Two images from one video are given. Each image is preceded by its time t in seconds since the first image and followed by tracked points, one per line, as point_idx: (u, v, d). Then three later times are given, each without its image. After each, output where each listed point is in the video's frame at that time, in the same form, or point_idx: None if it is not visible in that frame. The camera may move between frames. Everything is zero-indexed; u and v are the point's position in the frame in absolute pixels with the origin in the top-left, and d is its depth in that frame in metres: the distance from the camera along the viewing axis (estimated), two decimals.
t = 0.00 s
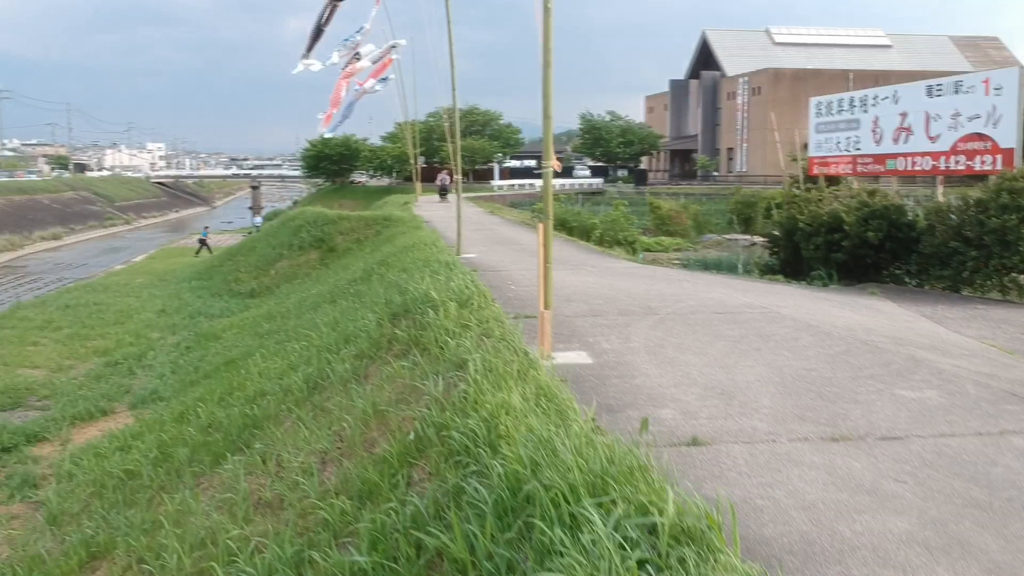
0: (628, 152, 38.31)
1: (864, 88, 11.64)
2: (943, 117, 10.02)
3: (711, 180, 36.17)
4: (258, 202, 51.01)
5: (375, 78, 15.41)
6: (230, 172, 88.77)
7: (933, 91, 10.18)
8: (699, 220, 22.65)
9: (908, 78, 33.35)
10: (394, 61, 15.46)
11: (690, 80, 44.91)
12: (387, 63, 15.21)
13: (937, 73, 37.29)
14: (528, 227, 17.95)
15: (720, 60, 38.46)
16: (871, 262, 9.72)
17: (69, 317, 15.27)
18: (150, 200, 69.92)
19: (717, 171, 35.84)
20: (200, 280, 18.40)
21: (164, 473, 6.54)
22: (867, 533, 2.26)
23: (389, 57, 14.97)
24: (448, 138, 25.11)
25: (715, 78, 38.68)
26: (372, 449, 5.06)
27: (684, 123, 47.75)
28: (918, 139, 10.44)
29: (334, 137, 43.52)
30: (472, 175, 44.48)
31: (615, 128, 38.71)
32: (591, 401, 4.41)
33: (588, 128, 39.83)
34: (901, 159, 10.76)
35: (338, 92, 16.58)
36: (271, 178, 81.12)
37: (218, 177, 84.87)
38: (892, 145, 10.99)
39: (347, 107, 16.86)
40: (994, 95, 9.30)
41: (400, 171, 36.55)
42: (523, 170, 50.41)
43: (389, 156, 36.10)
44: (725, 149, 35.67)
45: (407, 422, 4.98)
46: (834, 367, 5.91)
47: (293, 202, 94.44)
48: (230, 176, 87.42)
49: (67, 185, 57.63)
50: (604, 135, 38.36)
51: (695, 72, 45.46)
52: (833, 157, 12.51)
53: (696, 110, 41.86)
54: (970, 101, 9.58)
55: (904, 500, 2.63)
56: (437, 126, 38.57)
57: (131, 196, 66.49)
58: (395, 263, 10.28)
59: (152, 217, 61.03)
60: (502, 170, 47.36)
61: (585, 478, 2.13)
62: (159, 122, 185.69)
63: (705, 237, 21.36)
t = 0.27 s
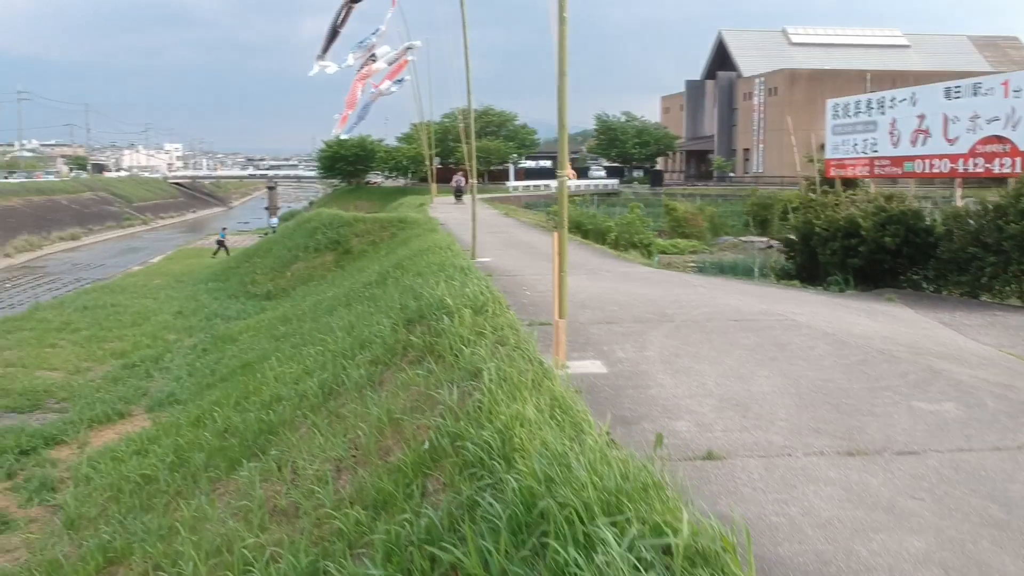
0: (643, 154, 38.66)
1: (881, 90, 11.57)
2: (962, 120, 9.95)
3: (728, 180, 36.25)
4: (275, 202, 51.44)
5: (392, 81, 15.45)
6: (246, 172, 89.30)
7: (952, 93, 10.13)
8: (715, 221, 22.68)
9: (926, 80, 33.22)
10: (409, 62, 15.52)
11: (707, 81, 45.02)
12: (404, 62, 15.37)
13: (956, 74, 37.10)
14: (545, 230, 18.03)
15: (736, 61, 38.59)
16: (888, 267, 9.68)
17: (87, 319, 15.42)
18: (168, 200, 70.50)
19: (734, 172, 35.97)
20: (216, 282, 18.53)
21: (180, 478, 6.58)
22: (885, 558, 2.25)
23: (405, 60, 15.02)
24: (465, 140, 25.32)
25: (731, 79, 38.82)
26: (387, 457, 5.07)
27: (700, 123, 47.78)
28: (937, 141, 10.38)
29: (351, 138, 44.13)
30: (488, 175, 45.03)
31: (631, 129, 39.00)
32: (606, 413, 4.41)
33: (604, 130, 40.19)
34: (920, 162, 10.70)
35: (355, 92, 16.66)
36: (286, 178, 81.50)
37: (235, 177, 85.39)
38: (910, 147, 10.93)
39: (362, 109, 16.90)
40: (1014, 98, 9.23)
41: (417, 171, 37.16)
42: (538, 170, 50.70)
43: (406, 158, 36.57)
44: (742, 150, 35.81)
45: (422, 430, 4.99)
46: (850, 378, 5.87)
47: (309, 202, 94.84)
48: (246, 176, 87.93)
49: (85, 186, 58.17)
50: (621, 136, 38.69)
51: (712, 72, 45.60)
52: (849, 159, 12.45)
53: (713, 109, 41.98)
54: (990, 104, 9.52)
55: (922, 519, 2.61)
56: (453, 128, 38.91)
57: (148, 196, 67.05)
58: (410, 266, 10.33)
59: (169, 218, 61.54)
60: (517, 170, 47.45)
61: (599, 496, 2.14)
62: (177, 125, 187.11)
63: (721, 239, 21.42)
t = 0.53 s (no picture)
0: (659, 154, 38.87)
1: (899, 92, 11.51)
2: (979, 121, 9.88)
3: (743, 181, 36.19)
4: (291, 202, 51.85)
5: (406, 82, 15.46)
6: (262, 172, 89.64)
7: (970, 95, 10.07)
8: (731, 223, 22.60)
9: (944, 83, 33.05)
10: (424, 63, 15.52)
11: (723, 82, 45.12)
12: (417, 66, 15.31)
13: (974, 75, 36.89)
14: (560, 233, 18.07)
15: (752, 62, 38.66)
16: (905, 273, 9.63)
17: (104, 321, 15.57)
18: (184, 200, 71.00)
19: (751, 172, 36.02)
20: (232, 284, 18.65)
21: (196, 483, 6.63)
22: None
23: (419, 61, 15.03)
24: (480, 142, 25.49)
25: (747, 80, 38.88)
26: (401, 465, 5.08)
27: (715, 123, 47.70)
28: (954, 143, 10.31)
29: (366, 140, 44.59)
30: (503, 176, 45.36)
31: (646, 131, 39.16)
32: (620, 424, 4.41)
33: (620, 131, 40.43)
34: (937, 164, 10.63)
35: (369, 95, 16.67)
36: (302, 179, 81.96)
37: (251, 177, 85.81)
38: (927, 149, 10.86)
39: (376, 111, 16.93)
40: None
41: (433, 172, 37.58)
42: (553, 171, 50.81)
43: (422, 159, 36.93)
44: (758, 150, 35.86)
45: (437, 438, 4.99)
46: (866, 389, 5.82)
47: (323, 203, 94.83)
48: (262, 176, 88.34)
49: (102, 186, 58.70)
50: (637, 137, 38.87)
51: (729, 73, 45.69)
52: (866, 161, 12.38)
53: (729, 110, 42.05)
54: (1007, 106, 9.44)
55: (939, 538, 2.59)
56: (468, 129, 39.13)
57: (165, 196, 67.58)
58: (424, 270, 10.36)
59: (185, 218, 61.98)
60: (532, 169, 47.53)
61: (612, 514, 2.14)
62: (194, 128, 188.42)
63: (736, 241, 21.38)
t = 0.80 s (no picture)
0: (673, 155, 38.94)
1: (915, 93, 11.46)
2: (996, 123, 9.83)
3: (757, 180, 36.06)
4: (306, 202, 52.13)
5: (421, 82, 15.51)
6: (276, 173, 90.07)
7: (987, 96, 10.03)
8: (746, 225, 22.53)
9: (962, 85, 32.87)
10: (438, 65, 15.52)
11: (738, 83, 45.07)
12: (432, 66, 15.28)
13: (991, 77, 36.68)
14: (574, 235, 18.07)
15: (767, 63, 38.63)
16: (920, 277, 9.61)
17: (120, 323, 15.69)
18: (199, 201, 71.44)
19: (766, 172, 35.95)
20: (247, 285, 18.76)
21: (211, 488, 6.67)
22: None
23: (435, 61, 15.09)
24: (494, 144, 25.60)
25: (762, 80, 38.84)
26: (414, 473, 5.09)
27: (730, 124, 47.61)
28: (971, 144, 10.25)
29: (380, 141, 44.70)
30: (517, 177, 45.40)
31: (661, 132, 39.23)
32: (634, 437, 4.40)
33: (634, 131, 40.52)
34: (953, 166, 10.59)
35: (383, 95, 16.69)
36: (316, 180, 82.30)
37: (265, 178, 86.25)
38: (944, 151, 10.82)
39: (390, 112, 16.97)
40: None
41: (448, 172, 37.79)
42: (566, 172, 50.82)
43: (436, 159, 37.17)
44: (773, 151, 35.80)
45: (450, 446, 4.99)
46: (881, 399, 5.78)
47: (338, 202, 95.80)
48: (276, 177, 88.77)
49: (118, 187, 59.14)
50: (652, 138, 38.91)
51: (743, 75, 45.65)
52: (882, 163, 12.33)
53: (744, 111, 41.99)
54: None
55: (955, 559, 2.58)
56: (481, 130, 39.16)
57: (180, 197, 68.00)
58: (437, 274, 10.39)
59: (200, 219, 62.35)
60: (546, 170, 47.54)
61: (625, 534, 2.15)
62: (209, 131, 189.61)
63: (751, 243, 21.33)
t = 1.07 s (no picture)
0: (688, 156, 38.95)
1: (932, 95, 11.41)
2: (1014, 126, 9.74)
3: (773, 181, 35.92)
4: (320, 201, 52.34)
5: (434, 84, 15.59)
6: (290, 174, 90.45)
7: (1005, 99, 9.94)
8: (760, 227, 22.44)
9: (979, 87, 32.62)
10: (452, 65, 15.59)
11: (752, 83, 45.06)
12: (445, 67, 15.34)
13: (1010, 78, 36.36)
14: (588, 237, 18.02)
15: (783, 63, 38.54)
16: (936, 283, 9.53)
17: (136, 324, 15.80)
18: (214, 201, 71.83)
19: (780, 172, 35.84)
20: (261, 287, 18.87)
21: (225, 493, 6.71)
22: None
23: (448, 63, 15.24)
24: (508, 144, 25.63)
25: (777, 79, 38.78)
26: (427, 482, 5.08)
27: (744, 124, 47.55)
28: (988, 147, 10.17)
29: (394, 141, 44.76)
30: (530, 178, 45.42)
31: (675, 133, 39.17)
32: (647, 449, 4.39)
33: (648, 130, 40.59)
34: (969, 169, 10.51)
35: (397, 96, 16.74)
36: (330, 181, 82.63)
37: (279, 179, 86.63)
38: (960, 154, 10.74)
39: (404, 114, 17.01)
40: None
41: (461, 173, 37.78)
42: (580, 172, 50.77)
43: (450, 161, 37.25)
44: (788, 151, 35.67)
45: (462, 455, 4.99)
46: (896, 410, 5.74)
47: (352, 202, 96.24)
48: (290, 178, 89.17)
49: (134, 187, 59.56)
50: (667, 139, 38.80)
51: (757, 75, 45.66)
52: (898, 165, 12.27)
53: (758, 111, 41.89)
54: None
55: None
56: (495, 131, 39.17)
57: (195, 197, 68.43)
58: (451, 277, 10.40)
59: (214, 219, 62.71)
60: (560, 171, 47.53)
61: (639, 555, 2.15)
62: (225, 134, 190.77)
63: (766, 246, 21.26)
